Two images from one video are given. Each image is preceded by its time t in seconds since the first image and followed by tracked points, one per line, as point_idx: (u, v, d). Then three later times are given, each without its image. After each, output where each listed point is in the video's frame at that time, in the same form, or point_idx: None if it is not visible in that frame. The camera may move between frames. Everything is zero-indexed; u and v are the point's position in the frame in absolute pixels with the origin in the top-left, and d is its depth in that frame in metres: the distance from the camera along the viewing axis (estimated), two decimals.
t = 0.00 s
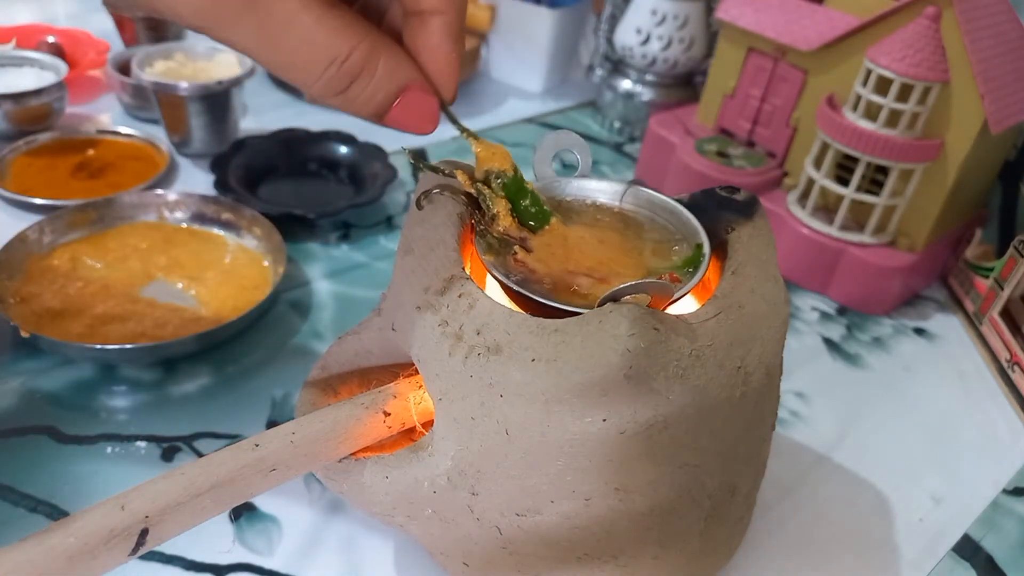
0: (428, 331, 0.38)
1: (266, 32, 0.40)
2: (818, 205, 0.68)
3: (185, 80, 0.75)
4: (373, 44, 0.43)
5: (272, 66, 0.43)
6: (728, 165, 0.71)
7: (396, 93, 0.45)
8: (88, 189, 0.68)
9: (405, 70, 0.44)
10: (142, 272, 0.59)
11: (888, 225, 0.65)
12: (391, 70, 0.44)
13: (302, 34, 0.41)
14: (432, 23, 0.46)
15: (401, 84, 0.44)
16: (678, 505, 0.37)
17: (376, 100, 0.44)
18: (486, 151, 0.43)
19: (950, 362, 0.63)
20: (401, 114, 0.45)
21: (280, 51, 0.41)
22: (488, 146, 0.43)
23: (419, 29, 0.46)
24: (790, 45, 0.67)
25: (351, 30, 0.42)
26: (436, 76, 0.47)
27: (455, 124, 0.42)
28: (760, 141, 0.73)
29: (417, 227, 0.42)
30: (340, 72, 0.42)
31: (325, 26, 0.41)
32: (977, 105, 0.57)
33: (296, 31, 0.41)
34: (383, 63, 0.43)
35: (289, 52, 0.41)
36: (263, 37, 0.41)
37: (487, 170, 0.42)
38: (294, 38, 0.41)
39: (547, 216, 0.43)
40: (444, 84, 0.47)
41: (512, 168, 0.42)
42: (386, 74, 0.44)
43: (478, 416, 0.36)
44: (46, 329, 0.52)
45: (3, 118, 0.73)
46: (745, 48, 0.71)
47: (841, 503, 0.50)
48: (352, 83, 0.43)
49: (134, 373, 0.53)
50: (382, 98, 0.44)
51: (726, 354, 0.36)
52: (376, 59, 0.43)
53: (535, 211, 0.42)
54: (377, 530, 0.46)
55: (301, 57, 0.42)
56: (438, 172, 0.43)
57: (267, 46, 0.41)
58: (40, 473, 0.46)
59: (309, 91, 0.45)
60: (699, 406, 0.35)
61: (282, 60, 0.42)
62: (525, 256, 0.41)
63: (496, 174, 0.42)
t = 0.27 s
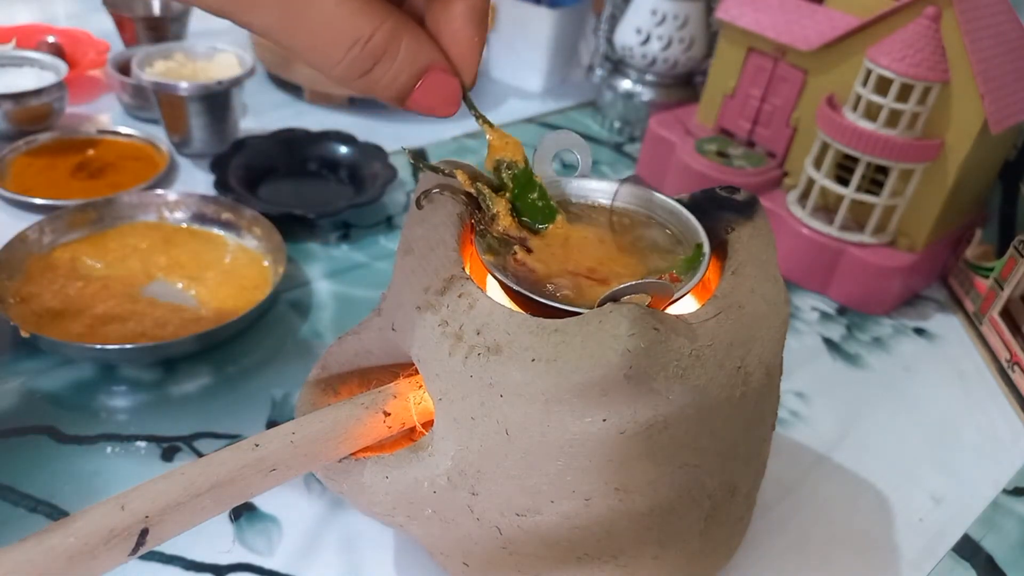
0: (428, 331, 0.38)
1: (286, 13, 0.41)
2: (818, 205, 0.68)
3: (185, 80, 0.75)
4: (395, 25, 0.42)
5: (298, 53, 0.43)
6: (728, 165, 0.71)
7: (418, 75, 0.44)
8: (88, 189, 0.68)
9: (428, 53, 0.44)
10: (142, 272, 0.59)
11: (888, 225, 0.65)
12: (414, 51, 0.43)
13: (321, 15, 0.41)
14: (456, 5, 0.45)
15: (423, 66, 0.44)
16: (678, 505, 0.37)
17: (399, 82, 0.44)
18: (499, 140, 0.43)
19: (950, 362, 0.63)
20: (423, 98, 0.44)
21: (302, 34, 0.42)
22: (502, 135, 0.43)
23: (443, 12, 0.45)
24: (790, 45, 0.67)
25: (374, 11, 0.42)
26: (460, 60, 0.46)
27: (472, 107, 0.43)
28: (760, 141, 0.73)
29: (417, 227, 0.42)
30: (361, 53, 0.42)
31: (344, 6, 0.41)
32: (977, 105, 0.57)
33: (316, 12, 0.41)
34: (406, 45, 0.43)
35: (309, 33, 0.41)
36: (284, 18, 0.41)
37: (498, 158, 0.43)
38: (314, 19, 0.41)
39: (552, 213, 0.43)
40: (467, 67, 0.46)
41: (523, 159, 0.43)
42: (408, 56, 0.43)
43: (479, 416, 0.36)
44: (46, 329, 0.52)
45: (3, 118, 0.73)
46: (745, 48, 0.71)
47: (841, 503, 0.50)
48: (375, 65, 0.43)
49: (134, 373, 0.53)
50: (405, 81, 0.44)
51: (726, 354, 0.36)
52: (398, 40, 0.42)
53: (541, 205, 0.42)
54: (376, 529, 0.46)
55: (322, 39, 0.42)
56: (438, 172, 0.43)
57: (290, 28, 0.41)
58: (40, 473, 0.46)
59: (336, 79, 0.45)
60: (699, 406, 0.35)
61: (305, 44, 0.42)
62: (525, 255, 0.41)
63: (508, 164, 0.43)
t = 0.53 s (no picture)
0: (428, 331, 0.38)
1: None
2: (818, 205, 0.68)
3: (185, 80, 0.75)
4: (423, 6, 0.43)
5: (331, 36, 0.45)
6: (728, 165, 0.71)
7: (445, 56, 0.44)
8: (88, 189, 0.68)
9: (455, 35, 0.44)
10: (142, 272, 0.59)
11: (887, 225, 0.65)
12: (441, 32, 0.43)
13: None
14: None
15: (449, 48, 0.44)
16: (678, 505, 0.37)
17: (426, 62, 0.44)
18: (517, 130, 0.43)
19: (950, 362, 0.63)
20: (448, 80, 0.45)
21: (334, 12, 0.43)
22: (521, 126, 0.43)
23: None
24: (790, 45, 0.67)
25: None
26: (485, 44, 0.47)
27: (493, 94, 0.42)
28: (760, 141, 0.73)
29: (417, 226, 0.42)
30: (389, 32, 0.43)
31: None
32: (977, 105, 0.57)
33: None
34: (434, 26, 0.43)
35: (340, 12, 0.43)
36: None
37: (513, 149, 0.43)
38: None
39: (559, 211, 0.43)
40: (493, 51, 0.47)
41: (538, 151, 0.43)
42: (435, 37, 0.44)
43: (479, 416, 0.36)
44: (46, 329, 0.52)
45: (3, 118, 0.73)
46: (745, 48, 0.71)
47: (841, 503, 0.50)
48: (402, 44, 0.44)
49: (134, 373, 0.53)
50: (431, 62, 0.44)
51: (726, 354, 0.36)
52: (426, 21, 0.43)
53: (549, 200, 0.43)
54: (377, 530, 0.46)
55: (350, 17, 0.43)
56: (438, 172, 0.43)
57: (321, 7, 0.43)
58: (40, 473, 0.46)
59: (366, 62, 0.46)
60: (698, 406, 0.35)
61: (337, 23, 0.44)
62: (525, 255, 0.40)
63: (522, 156, 0.43)
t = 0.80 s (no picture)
0: (428, 331, 0.38)
1: None
2: (818, 205, 0.68)
3: (185, 80, 0.75)
4: None
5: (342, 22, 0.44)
6: (728, 165, 0.71)
7: (458, 46, 0.43)
8: (88, 189, 0.68)
9: (468, 25, 0.43)
10: (142, 272, 0.59)
11: (888, 225, 0.65)
12: (453, 23, 0.42)
13: None
14: None
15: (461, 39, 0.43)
16: (678, 506, 0.37)
17: (439, 52, 0.43)
18: (526, 124, 0.43)
19: (950, 363, 0.63)
20: (459, 70, 0.44)
21: None
22: (530, 120, 0.43)
23: None
24: (790, 45, 0.67)
25: None
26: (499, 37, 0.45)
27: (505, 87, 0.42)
28: (760, 141, 0.73)
29: (417, 227, 0.42)
30: (401, 19, 0.42)
31: None
32: (977, 105, 0.57)
33: None
34: (446, 16, 0.42)
35: None
36: None
37: (521, 142, 0.43)
38: None
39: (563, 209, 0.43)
40: (505, 42, 0.45)
41: (546, 148, 0.43)
42: (447, 27, 0.42)
43: (479, 416, 0.36)
44: (46, 329, 0.52)
45: (3, 118, 0.73)
46: (745, 48, 0.71)
47: (841, 503, 0.50)
48: (415, 33, 0.42)
49: (134, 373, 0.53)
50: (443, 51, 0.43)
51: (726, 354, 0.36)
52: (438, 10, 0.42)
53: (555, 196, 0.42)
54: (377, 530, 0.46)
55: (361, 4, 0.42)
56: (438, 172, 0.43)
57: None
58: (40, 473, 0.46)
59: (378, 49, 0.45)
60: (698, 406, 0.35)
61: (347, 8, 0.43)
62: (525, 256, 0.40)
63: (530, 151, 0.42)
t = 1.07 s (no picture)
0: (428, 331, 0.38)
1: None
2: (818, 205, 0.68)
3: (185, 80, 0.75)
4: None
5: None
6: (728, 165, 0.71)
7: (473, 8, 0.41)
8: (88, 189, 0.68)
9: None
10: (142, 272, 0.59)
11: (887, 225, 0.65)
12: None
13: None
14: None
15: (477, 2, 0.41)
16: (678, 506, 0.37)
17: (455, 13, 0.41)
18: (533, 96, 0.42)
19: (950, 362, 0.63)
20: (474, 35, 0.42)
21: None
22: (534, 92, 0.41)
23: None
24: (790, 45, 0.67)
25: None
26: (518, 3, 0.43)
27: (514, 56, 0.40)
28: (760, 141, 0.73)
29: (417, 226, 0.42)
30: None
31: None
32: (977, 105, 0.57)
33: None
34: None
35: None
36: None
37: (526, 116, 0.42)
38: None
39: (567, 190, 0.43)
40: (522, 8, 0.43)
41: (552, 125, 0.42)
42: None
43: (479, 416, 0.36)
44: (46, 329, 0.52)
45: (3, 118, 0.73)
46: (745, 48, 0.71)
47: (841, 503, 0.50)
48: None
49: (134, 373, 0.53)
50: (459, 12, 0.41)
51: (726, 354, 0.36)
52: None
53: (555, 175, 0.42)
54: (376, 530, 0.46)
55: None
56: (436, 170, 0.43)
57: None
58: (40, 473, 0.46)
59: (393, 15, 0.43)
60: (698, 406, 0.35)
61: None
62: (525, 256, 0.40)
63: (536, 126, 0.42)
